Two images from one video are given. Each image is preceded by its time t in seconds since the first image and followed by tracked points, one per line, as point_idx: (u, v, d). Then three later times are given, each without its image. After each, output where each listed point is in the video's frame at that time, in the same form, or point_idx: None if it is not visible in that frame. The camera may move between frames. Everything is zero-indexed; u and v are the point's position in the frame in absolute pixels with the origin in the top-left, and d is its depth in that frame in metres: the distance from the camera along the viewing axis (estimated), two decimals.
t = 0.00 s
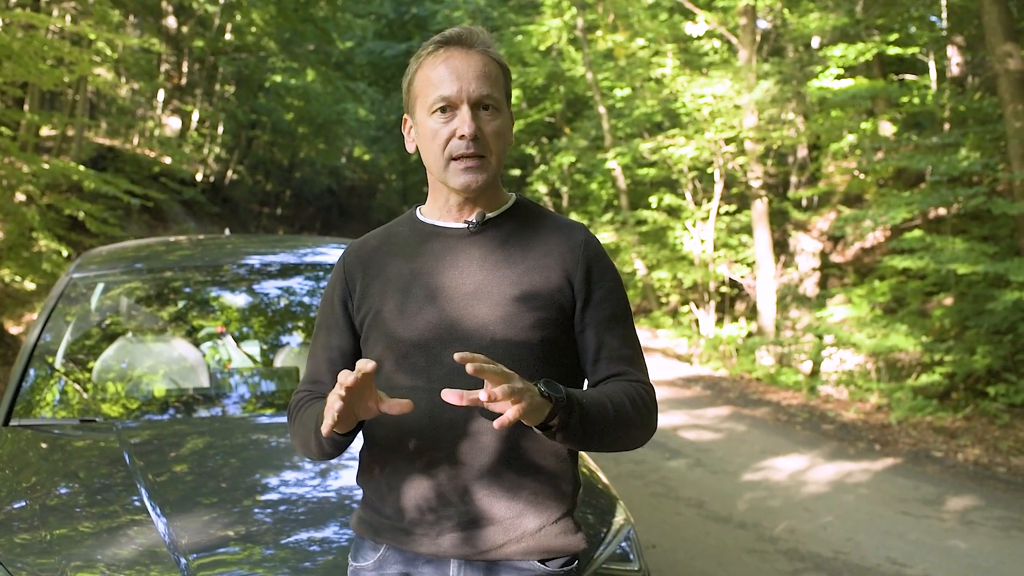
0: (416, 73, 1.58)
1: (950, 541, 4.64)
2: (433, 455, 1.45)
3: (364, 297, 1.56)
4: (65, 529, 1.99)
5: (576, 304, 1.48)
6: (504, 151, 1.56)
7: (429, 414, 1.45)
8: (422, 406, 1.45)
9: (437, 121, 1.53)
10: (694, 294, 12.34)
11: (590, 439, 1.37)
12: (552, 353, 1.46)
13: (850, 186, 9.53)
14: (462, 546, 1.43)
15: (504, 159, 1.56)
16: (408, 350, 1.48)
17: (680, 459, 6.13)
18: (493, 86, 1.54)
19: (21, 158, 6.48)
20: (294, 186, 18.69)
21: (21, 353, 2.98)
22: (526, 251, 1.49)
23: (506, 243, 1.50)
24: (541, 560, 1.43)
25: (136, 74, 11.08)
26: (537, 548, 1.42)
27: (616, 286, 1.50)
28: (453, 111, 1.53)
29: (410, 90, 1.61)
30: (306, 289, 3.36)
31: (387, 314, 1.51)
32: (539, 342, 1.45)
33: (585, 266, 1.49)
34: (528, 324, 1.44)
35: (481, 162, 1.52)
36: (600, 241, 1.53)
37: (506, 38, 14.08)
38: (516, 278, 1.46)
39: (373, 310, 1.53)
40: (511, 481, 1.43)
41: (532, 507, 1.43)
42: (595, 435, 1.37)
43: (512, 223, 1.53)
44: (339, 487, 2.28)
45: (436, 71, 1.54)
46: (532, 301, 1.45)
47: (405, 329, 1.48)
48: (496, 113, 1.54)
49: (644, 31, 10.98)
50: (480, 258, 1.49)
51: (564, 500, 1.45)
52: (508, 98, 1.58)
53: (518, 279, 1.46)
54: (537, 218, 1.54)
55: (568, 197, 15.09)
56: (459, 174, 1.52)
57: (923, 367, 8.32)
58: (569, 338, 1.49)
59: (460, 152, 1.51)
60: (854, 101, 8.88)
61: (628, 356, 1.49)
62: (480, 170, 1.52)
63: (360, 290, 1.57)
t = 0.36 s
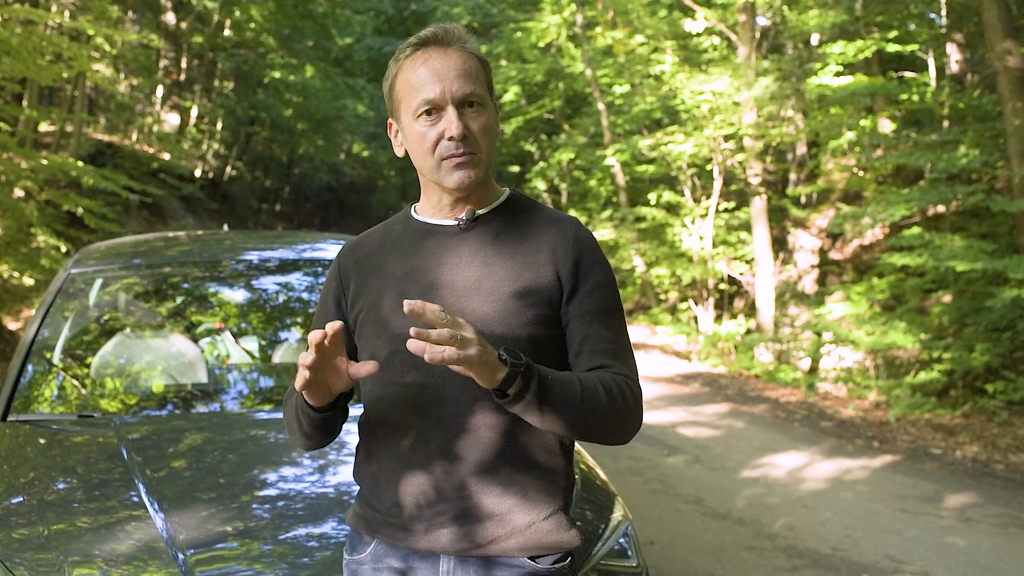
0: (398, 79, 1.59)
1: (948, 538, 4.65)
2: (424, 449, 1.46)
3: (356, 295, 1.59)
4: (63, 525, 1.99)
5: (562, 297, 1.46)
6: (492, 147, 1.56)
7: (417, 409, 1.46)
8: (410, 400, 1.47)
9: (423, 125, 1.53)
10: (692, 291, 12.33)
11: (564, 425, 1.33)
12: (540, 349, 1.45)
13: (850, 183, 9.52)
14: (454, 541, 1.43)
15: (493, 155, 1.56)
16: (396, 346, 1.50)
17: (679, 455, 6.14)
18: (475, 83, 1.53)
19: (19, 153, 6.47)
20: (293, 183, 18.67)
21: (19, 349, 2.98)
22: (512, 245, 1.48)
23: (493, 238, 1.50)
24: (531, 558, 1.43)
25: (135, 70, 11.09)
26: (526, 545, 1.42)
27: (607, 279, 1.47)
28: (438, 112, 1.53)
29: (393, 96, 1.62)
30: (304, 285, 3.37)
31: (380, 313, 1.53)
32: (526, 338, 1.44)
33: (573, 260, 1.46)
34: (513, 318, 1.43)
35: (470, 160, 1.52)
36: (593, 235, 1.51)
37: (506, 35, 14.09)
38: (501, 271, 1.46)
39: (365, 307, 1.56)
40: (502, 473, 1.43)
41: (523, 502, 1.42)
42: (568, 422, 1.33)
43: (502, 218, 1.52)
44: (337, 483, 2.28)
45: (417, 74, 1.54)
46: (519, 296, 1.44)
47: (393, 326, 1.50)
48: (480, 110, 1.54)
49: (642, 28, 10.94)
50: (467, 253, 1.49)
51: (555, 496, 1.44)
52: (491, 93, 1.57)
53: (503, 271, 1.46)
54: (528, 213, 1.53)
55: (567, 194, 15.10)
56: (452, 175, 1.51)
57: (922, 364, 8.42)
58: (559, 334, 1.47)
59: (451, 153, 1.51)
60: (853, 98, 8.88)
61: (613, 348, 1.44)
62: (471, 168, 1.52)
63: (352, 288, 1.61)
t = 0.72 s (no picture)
0: (377, 80, 1.59)
1: (945, 535, 4.66)
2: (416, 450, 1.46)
3: (348, 294, 1.60)
4: (60, 521, 1.99)
5: (553, 293, 1.45)
6: (474, 148, 1.56)
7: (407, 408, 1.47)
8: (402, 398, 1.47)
9: (402, 128, 1.54)
10: (690, 288, 12.34)
11: (558, 445, 1.36)
12: (531, 346, 1.44)
13: (847, 180, 9.53)
14: (448, 539, 1.43)
15: (475, 155, 1.56)
16: (387, 347, 1.50)
17: (677, 452, 6.15)
18: (454, 84, 1.53)
19: (17, 150, 6.47)
20: (291, 180, 18.65)
21: (15, 346, 2.98)
22: (500, 243, 1.48)
23: (483, 236, 1.49)
24: (522, 556, 1.43)
25: (132, 67, 11.08)
26: (518, 543, 1.42)
27: (599, 274, 1.47)
28: (416, 116, 1.53)
29: (375, 97, 1.62)
30: (302, 282, 3.37)
31: (371, 311, 1.54)
32: (516, 335, 1.43)
33: (563, 256, 1.45)
34: (501, 317, 1.43)
35: (450, 163, 1.52)
36: (585, 228, 1.50)
37: (504, 32, 14.10)
38: (489, 270, 1.46)
39: (357, 306, 1.57)
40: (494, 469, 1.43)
41: (515, 499, 1.43)
42: (561, 442, 1.36)
43: (492, 215, 1.52)
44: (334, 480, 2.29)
45: (395, 77, 1.54)
46: (509, 292, 1.44)
47: (383, 325, 1.51)
48: (460, 111, 1.53)
49: (640, 25, 10.93)
50: (456, 252, 1.49)
51: (550, 492, 1.45)
52: (473, 92, 1.57)
53: (491, 271, 1.46)
54: (518, 210, 1.52)
55: (565, 191, 15.11)
56: (430, 179, 1.52)
57: (919, 361, 8.41)
58: (550, 330, 1.46)
59: (428, 158, 1.52)
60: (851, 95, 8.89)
61: (605, 347, 1.44)
62: (450, 173, 1.52)
63: (346, 287, 1.61)
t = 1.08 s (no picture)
0: (374, 76, 1.58)
1: (946, 532, 4.66)
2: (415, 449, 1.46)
3: (347, 292, 1.59)
4: (61, 520, 1.99)
5: (554, 290, 1.45)
6: (471, 144, 1.55)
7: (407, 405, 1.46)
8: (401, 395, 1.47)
9: (398, 123, 1.53)
10: (691, 286, 12.33)
11: (564, 445, 1.37)
12: (531, 342, 1.44)
13: (847, 177, 9.53)
14: (449, 536, 1.43)
15: (472, 152, 1.55)
16: (385, 343, 1.49)
17: (677, 450, 6.15)
18: (451, 79, 1.52)
19: (16, 148, 6.47)
20: (291, 177, 18.65)
21: (15, 343, 2.98)
22: (499, 240, 1.47)
23: (481, 233, 1.49)
24: (524, 553, 1.43)
25: (132, 65, 11.07)
26: (521, 540, 1.42)
27: (598, 271, 1.47)
28: (412, 111, 1.52)
29: (372, 93, 1.61)
30: (302, 279, 3.37)
31: (369, 307, 1.53)
32: (515, 332, 1.43)
33: (562, 253, 1.46)
34: (499, 314, 1.43)
35: (446, 159, 1.52)
36: (583, 224, 1.50)
37: (504, 30, 14.08)
38: (488, 268, 1.46)
39: (356, 303, 1.56)
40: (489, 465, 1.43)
41: (516, 496, 1.43)
42: (566, 444, 1.36)
43: (490, 211, 1.52)
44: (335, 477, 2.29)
45: (392, 72, 1.53)
46: (508, 289, 1.44)
47: (378, 323, 1.51)
48: (457, 107, 1.53)
49: (641, 22, 10.93)
50: (455, 249, 1.49)
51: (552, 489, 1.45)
52: (471, 88, 1.56)
53: (488, 268, 1.46)
54: (517, 206, 1.52)
55: (565, 189, 15.11)
56: (426, 175, 1.51)
57: (919, 358, 8.41)
58: (549, 326, 1.46)
59: (423, 154, 1.51)
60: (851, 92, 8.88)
61: (607, 344, 1.45)
62: (445, 168, 1.52)
63: (344, 284, 1.60)
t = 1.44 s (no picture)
0: (390, 72, 1.57)
1: (955, 533, 4.63)
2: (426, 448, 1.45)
3: (357, 291, 1.57)
4: (69, 520, 1.99)
5: (568, 292, 1.46)
6: (485, 143, 1.55)
7: (418, 405, 1.45)
8: (412, 393, 1.46)
9: (413, 119, 1.53)
10: (699, 286, 12.30)
11: (580, 442, 1.37)
12: (543, 343, 1.44)
13: (856, 177, 9.49)
14: (458, 536, 1.43)
15: (486, 151, 1.55)
16: (397, 343, 1.48)
17: (685, 451, 6.13)
18: (468, 78, 1.52)
19: (25, 151, 6.49)
20: (299, 178, 18.70)
21: (24, 344, 2.99)
22: (512, 240, 1.47)
23: (494, 233, 1.49)
24: (534, 554, 1.42)
25: (141, 66, 11.12)
26: (533, 541, 1.41)
27: (610, 274, 1.48)
28: (428, 107, 1.52)
29: (388, 89, 1.61)
30: (310, 280, 3.37)
31: (380, 307, 1.52)
32: (529, 332, 1.43)
33: (575, 255, 1.47)
34: (513, 314, 1.43)
35: (459, 157, 1.51)
36: (595, 227, 1.51)
37: (512, 31, 14.09)
38: (502, 268, 1.45)
39: (366, 302, 1.55)
40: (497, 466, 1.43)
41: (527, 496, 1.42)
42: (582, 441, 1.37)
43: (502, 212, 1.52)
44: (343, 477, 2.29)
45: (409, 68, 1.53)
46: (523, 290, 1.44)
47: (390, 322, 1.49)
48: (473, 105, 1.52)
49: (648, 23, 10.94)
50: (469, 249, 1.48)
51: (563, 488, 1.45)
52: (487, 87, 1.56)
53: (503, 268, 1.45)
54: (530, 208, 1.52)
55: (573, 189, 15.11)
56: (440, 173, 1.51)
57: (928, 358, 8.36)
58: (562, 328, 1.47)
59: (438, 150, 1.51)
60: (860, 92, 8.86)
61: (621, 348, 1.47)
62: (459, 166, 1.51)
63: (354, 285, 1.59)
